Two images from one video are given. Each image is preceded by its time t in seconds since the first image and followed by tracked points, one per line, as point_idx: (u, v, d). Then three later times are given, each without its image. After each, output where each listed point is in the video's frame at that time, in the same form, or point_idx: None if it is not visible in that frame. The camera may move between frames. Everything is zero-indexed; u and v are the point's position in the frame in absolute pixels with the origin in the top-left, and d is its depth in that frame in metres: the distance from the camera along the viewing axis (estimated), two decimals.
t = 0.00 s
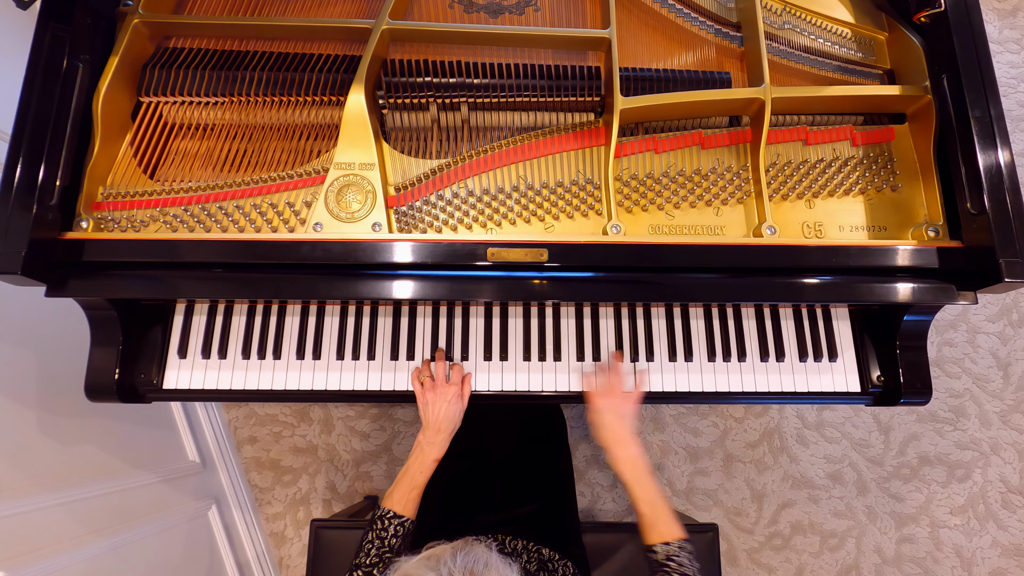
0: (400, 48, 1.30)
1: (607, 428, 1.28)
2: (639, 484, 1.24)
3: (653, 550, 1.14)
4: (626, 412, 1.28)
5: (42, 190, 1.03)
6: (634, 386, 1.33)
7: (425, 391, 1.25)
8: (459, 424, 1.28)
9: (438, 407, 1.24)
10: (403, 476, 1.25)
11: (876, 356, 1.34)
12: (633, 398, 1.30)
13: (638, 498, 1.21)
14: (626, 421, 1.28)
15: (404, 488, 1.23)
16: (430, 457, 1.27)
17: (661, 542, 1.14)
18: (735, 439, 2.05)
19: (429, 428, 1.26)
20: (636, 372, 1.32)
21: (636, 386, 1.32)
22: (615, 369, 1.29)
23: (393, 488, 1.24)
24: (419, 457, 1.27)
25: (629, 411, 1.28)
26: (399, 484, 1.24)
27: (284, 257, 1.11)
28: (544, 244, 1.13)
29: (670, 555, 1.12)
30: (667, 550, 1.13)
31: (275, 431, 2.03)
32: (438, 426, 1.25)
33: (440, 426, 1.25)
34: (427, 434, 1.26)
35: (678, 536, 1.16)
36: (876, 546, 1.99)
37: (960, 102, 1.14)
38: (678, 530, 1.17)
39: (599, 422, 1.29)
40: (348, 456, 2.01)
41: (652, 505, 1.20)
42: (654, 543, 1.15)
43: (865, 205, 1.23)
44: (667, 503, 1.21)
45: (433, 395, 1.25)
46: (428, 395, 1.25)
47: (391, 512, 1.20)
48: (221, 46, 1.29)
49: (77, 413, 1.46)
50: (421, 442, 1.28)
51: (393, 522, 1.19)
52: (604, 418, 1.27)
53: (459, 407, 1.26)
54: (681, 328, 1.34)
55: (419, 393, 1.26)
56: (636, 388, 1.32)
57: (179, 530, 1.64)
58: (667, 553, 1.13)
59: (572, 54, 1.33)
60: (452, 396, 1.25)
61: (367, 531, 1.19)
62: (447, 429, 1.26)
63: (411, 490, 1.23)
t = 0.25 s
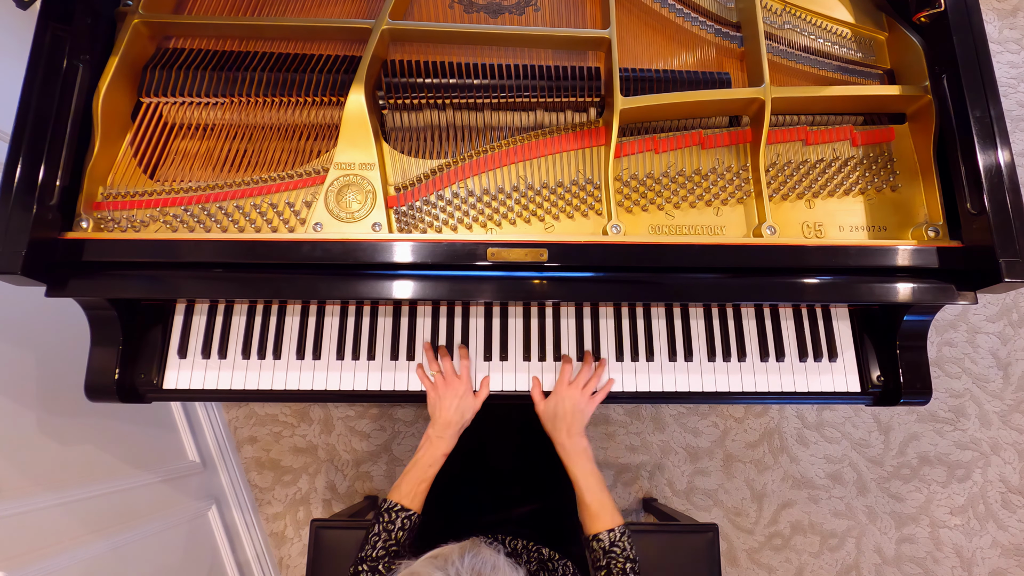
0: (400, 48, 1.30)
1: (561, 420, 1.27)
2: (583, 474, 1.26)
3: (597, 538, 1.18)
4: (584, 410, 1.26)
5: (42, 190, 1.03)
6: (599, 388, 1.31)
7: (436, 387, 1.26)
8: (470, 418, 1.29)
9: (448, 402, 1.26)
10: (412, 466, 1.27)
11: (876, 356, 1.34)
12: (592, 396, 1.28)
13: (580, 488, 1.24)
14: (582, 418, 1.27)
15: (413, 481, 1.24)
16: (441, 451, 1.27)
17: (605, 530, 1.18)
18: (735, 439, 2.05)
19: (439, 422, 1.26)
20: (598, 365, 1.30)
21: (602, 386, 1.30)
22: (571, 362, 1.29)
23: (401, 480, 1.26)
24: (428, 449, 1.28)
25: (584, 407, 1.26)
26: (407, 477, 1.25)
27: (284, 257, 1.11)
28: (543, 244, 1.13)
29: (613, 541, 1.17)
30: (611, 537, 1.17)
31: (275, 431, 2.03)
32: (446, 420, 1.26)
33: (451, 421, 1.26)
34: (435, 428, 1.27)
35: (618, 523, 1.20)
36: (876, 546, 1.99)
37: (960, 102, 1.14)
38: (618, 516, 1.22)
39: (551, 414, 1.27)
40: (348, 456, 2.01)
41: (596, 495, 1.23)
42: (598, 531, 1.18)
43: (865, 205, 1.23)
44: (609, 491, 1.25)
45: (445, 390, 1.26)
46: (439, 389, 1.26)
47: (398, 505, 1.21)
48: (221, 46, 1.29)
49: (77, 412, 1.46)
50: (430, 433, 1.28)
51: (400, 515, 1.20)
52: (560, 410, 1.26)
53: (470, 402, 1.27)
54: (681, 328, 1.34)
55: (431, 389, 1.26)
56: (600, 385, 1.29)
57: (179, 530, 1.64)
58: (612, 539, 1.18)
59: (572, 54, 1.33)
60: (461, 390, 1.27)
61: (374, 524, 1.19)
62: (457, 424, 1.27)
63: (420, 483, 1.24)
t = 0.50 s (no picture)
0: (400, 48, 1.30)
1: (624, 428, 1.24)
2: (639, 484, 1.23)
3: (642, 549, 1.16)
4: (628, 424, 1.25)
5: (42, 190, 1.03)
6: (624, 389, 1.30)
7: (465, 393, 1.28)
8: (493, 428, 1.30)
9: (473, 410, 1.26)
10: (427, 470, 1.26)
11: (876, 356, 1.34)
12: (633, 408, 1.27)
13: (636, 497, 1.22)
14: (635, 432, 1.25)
15: (428, 482, 1.24)
16: (457, 458, 1.27)
17: (651, 544, 1.17)
18: (735, 439, 2.05)
19: (461, 428, 1.27)
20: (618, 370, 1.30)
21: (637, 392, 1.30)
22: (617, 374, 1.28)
23: (416, 480, 1.25)
24: (446, 453, 1.27)
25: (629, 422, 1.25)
26: (424, 477, 1.25)
27: (284, 257, 1.11)
28: (543, 244, 1.13)
29: (656, 556, 1.15)
30: (656, 552, 1.16)
31: (275, 431, 2.03)
32: (470, 428, 1.27)
33: (473, 429, 1.27)
34: (457, 434, 1.27)
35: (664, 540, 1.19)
36: (876, 546, 1.99)
37: (960, 102, 1.14)
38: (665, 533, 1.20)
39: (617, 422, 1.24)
40: (348, 456, 2.01)
41: (648, 507, 1.21)
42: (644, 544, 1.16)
43: (865, 205, 1.23)
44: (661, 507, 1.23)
45: (472, 398, 1.27)
46: (467, 395, 1.27)
47: (410, 506, 1.21)
48: (222, 46, 1.29)
49: (77, 413, 1.46)
50: (449, 439, 1.28)
51: (411, 516, 1.19)
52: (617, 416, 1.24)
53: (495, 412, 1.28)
54: (681, 328, 1.34)
55: (459, 394, 1.28)
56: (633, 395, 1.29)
57: (180, 531, 1.64)
58: (655, 554, 1.16)
59: (572, 54, 1.33)
60: (491, 400, 1.27)
61: (387, 523, 1.20)
62: (478, 434, 1.28)
63: (434, 486, 1.23)
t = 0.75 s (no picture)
0: (400, 48, 1.30)
1: (671, 430, 1.27)
2: (685, 491, 1.25)
3: (682, 556, 1.18)
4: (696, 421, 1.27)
5: (42, 189, 1.03)
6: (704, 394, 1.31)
7: (484, 390, 1.26)
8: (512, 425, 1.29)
9: (493, 407, 1.25)
10: (449, 464, 1.26)
11: (876, 356, 1.34)
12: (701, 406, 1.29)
13: (680, 502, 1.24)
14: (693, 430, 1.27)
15: (449, 477, 1.24)
16: (480, 454, 1.27)
17: (692, 551, 1.18)
18: (735, 439, 2.05)
19: (481, 425, 1.26)
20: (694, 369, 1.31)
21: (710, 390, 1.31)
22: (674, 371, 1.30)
23: (437, 475, 1.25)
24: (466, 449, 1.27)
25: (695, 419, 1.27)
26: (445, 472, 1.25)
27: (284, 257, 1.11)
28: (544, 244, 1.13)
29: (698, 565, 1.16)
30: (697, 560, 1.16)
31: (275, 431, 2.03)
32: (490, 425, 1.26)
33: (492, 426, 1.26)
34: (479, 430, 1.26)
35: (709, 550, 1.19)
36: (876, 546, 1.99)
37: (960, 102, 1.14)
38: (710, 545, 1.20)
39: (660, 424, 1.28)
40: (348, 456, 2.01)
41: (692, 514, 1.22)
42: (685, 550, 1.18)
43: (865, 205, 1.23)
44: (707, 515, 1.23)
45: (491, 395, 1.26)
46: (485, 393, 1.26)
47: (432, 500, 1.22)
48: (222, 46, 1.29)
49: (77, 413, 1.46)
50: (471, 435, 1.27)
51: (432, 510, 1.20)
52: (673, 420, 1.27)
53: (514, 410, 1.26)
54: (681, 328, 1.34)
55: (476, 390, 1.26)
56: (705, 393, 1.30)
57: (180, 531, 1.64)
58: (696, 562, 1.16)
59: (572, 54, 1.33)
60: (508, 397, 1.26)
61: (406, 514, 1.21)
62: (499, 430, 1.26)
63: (455, 482, 1.24)
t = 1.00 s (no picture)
0: (400, 48, 1.30)
1: (692, 427, 1.25)
2: (709, 487, 1.21)
3: (705, 553, 1.15)
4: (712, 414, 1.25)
5: (42, 190, 1.03)
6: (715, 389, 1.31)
7: (487, 387, 1.26)
8: (517, 421, 1.28)
9: (497, 403, 1.25)
10: (456, 464, 1.25)
11: (876, 356, 1.34)
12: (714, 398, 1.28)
13: (703, 500, 1.20)
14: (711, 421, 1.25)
15: (457, 477, 1.22)
16: (486, 452, 1.25)
17: (715, 548, 1.15)
18: (735, 439, 2.05)
19: (487, 422, 1.25)
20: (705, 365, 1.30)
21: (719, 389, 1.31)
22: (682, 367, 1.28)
23: (444, 475, 1.24)
24: (473, 448, 1.26)
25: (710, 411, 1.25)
26: (452, 472, 1.23)
27: (283, 257, 1.11)
28: (544, 244, 1.13)
29: (720, 563, 1.13)
30: (720, 558, 1.14)
31: (275, 431, 2.03)
32: (496, 422, 1.25)
33: (499, 422, 1.25)
34: (484, 428, 1.25)
35: (733, 547, 1.16)
36: (876, 546, 1.99)
37: (960, 102, 1.14)
38: (735, 540, 1.17)
39: (681, 421, 1.25)
40: (348, 457, 2.01)
41: (716, 511, 1.19)
42: (707, 548, 1.15)
43: (865, 205, 1.23)
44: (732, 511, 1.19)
45: (494, 391, 1.25)
46: (488, 391, 1.25)
47: (440, 500, 1.20)
48: (222, 46, 1.29)
49: (77, 412, 1.46)
50: (477, 433, 1.26)
51: (442, 510, 1.19)
52: (689, 420, 1.24)
53: (520, 405, 1.26)
54: (681, 329, 1.34)
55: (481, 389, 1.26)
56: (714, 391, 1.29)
57: (180, 530, 1.64)
58: (719, 559, 1.14)
59: (572, 54, 1.33)
60: (511, 391, 1.26)
61: (416, 514, 1.21)
62: (504, 426, 1.25)
63: (462, 481, 1.22)
